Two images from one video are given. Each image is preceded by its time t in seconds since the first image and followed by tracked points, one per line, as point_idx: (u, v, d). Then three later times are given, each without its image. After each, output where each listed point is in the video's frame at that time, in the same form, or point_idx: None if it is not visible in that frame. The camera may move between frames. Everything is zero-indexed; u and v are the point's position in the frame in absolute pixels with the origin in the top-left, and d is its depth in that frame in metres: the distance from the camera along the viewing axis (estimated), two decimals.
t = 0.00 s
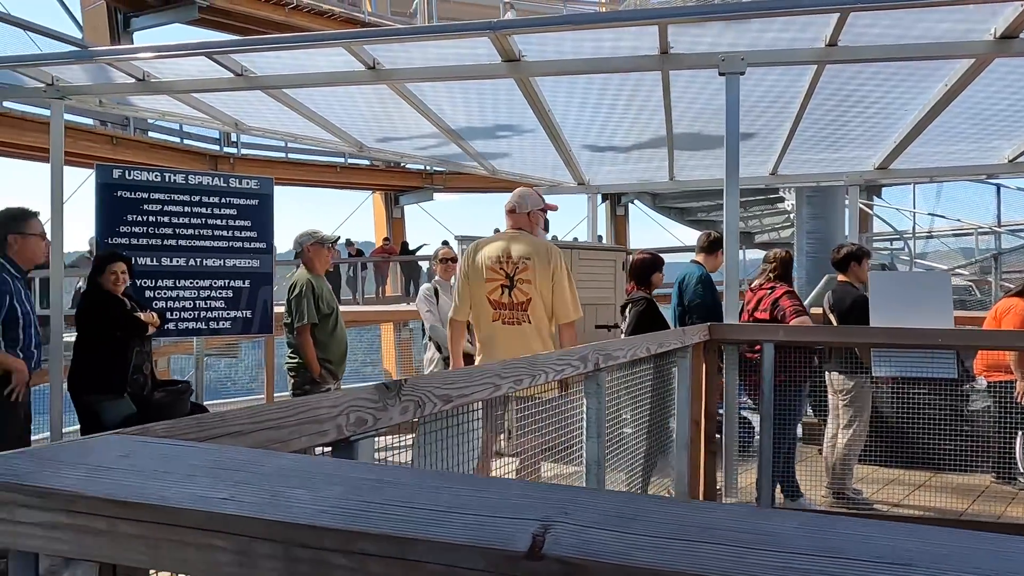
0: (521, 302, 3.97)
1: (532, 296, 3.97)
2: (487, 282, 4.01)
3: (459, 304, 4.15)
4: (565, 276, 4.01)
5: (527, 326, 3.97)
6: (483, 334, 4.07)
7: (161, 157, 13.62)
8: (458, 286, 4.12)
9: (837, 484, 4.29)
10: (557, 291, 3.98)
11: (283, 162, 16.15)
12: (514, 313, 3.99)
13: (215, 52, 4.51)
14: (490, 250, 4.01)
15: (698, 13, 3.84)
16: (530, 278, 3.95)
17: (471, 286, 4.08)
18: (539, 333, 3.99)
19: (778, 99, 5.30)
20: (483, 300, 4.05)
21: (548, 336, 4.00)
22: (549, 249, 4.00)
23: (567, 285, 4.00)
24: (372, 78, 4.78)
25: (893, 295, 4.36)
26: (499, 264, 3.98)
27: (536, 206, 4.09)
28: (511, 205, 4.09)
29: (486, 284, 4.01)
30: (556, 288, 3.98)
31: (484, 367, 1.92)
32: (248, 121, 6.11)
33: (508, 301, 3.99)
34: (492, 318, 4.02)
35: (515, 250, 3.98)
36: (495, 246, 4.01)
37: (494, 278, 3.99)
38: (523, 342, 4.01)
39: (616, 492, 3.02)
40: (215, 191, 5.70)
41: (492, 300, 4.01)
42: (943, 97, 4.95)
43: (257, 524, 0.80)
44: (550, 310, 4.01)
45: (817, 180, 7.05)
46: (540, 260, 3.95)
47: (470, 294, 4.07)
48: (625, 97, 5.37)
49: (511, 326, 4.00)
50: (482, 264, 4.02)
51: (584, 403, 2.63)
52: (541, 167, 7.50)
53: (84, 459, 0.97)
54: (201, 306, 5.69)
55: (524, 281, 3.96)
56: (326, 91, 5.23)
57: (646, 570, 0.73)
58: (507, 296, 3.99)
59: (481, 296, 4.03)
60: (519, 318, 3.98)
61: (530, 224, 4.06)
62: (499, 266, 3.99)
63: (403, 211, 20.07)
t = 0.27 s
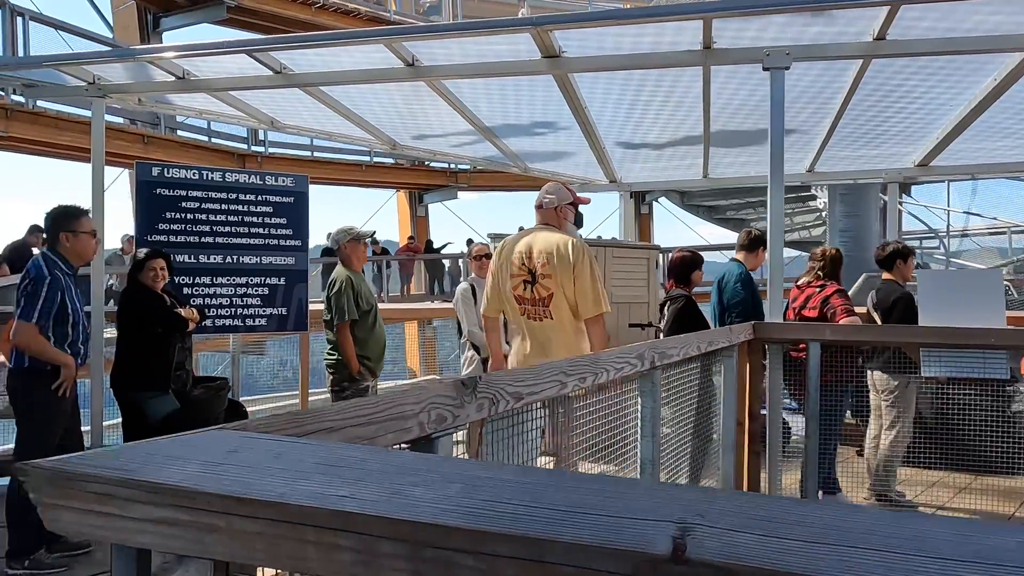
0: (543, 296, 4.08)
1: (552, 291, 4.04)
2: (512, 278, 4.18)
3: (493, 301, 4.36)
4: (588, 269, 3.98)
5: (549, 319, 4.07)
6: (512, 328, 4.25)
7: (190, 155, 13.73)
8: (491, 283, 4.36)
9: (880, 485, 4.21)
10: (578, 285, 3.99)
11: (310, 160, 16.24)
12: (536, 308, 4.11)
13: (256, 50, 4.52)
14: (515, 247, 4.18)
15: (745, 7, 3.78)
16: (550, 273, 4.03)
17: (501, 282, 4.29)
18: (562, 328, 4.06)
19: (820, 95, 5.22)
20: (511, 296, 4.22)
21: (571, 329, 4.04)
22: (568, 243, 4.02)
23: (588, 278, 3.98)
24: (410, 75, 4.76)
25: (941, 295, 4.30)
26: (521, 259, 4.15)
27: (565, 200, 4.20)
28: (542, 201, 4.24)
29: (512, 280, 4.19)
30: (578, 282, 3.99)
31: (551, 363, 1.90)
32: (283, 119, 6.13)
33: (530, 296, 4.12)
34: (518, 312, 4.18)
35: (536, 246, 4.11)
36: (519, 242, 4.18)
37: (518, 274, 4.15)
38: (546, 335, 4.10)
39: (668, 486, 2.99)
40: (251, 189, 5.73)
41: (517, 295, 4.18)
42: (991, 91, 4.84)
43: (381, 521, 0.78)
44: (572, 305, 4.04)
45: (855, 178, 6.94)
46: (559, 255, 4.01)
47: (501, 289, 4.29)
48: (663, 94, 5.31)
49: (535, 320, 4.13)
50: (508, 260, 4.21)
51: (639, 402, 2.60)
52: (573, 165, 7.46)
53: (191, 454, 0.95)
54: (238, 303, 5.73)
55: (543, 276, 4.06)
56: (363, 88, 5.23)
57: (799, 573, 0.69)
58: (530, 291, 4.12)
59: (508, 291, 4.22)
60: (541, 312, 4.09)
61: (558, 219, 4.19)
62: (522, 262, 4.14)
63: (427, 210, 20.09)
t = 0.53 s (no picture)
0: (575, 293, 4.02)
1: (582, 287, 3.98)
2: (545, 276, 4.15)
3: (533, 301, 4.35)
4: (618, 262, 3.88)
5: (582, 317, 4.01)
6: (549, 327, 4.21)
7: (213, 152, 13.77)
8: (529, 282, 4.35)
9: (930, 489, 4.01)
10: (607, 281, 3.90)
11: (331, 157, 16.24)
12: (569, 305, 4.06)
13: (295, 45, 4.48)
14: (548, 245, 4.15)
15: None
16: (579, 269, 3.97)
17: (538, 282, 4.27)
18: (596, 325, 3.99)
19: (865, 90, 5.12)
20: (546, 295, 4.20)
21: (604, 326, 3.97)
22: (595, 238, 3.94)
23: (618, 273, 3.88)
24: (450, 71, 4.71)
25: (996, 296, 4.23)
26: (553, 257, 4.11)
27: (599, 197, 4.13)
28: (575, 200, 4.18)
29: (545, 278, 4.16)
30: (607, 277, 3.90)
31: (639, 366, 1.84)
32: (316, 115, 6.08)
33: (563, 293, 4.07)
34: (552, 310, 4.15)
35: (566, 242, 4.07)
36: (552, 240, 4.15)
37: (551, 270, 4.11)
38: (580, 333, 4.04)
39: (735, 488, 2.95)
40: (286, 186, 5.68)
41: (550, 293, 4.15)
42: None
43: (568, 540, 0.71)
44: (603, 301, 3.95)
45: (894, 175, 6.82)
46: (588, 251, 3.94)
47: (537, 288, 4.27)
48: (705, 89, 5.23)
49: (568, 318, 4.08)
50: (542, 258, 4.19)
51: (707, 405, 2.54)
52: (605, 162, 7.39)
53: (335, 467, 0.90)
54: (273, 300, 5.71)
55: (573, 272, 4.00)
56: (399, 84, 5.18)
57: None
58: (562, 288, 4.08)
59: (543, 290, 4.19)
60: (574, 310, 4.04)
61: (592, 218, 4.11)
62: (554, 259, 4.11)
63: (446, 207, 20.05)
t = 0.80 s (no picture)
0: (621, 294, 3.92)
1: (628, 288, 3.87)
2: (592, 277, 4.07)
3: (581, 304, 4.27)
4: (664, 261, 3.74)
5: (628, 318, 3.89)
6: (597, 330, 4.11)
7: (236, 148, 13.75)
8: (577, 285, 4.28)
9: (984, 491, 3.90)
10: (653, 282, 3.76)
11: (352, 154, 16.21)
12: (615, 307, 3.95)
13: (344, 41, 4.42)
14: (596, 245, 4.08)
15: None
16: (624, 269, 3.87)
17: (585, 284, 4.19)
18: (642, 327, 3.85)
19: (920, 87, 5.02)
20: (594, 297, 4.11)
21: (648, 327, 3.82)
22: (640, 236, 3.83)
23: (664, 273, 3.75)
24: (498, 67, 4.64)
25: None
26: (600, 257, 4.03)
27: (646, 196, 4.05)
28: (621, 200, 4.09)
29: (592, 280, 4.08)
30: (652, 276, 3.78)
31: (755, 375, 1.77)
32: (355, 112, 6.03)
33: (610, 294, 3.97)
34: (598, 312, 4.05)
35: (613, 242, 3.99)
36: (599, 241, 4.07)
37: (598, 272, 4.03)
38: (626, 335, 3.91)
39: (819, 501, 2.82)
40: (325, 184, 5.63)
41: (597, 295, 4.05)
42: None
43: None
44: (648, 302, 3.82)
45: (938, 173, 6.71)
46: (633, 250, 3.83)
47: (585, 291, 4.19)
48: (754, 86, 5.14)
49: (614, 320, 3.97)
50: (589, 259, 4.11)
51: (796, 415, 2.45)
52: (641, 159, 7.30)
53: (547, 497, 0.83)
54: (313, 299, 5.66)
55: (619, 273, 3.90)
56: (443, 81, 5.11)
57: None
58: (608, 289, 3.98)
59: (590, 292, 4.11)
60: (620, 311, 3.93)
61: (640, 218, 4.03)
62: (601, 260, 4.02)
63: (465, 203, 19.97)
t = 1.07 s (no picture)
0: (670, 287, 3.76)
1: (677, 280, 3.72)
2: (639, 269, 3.93)
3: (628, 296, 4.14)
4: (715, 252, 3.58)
5: (678, 312, 3.74)
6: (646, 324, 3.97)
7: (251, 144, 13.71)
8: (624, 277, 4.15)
9: None
10: (704, 275, 3.61)
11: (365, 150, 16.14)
12: (664, 299, 3.80)
13: (386, 30, 4.35)
14: (642, 236, 3.92)
15: None
16: (673, 260, 3.71)
17: (632, 276, 4.05)
18: (693, 320, 3.70)
19: (966, 77, 4.94)
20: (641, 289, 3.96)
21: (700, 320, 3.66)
22: (690, 227, 3.67)
23: (715, 265, 3.58)
24: (541, 57, 4.57)
25: None
26: (646, 249, 3.88)
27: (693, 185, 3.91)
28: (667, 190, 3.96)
29: (639, 272, 3.93)
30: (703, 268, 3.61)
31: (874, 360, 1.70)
32: (387, 104, 5.97)
33: (658, 287, 3.82)
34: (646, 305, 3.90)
35: (659, 233, 3.83)
36: (645, 231, 3.92)
37: (644, 264, 3.88)
38: (677, 328, 3.76)
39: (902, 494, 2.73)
40: (359, 176, 5.57)
41: (644, 287, 3.91)
42: None
43: None
44: (699, 294, 3.66)
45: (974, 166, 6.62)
46: (682, 241, 3.67)
47: (632, 283, 4.05)
48: (796, 76, 5.06)
49: (663, 313, 3.82)
50: (635, 251, 3.96)
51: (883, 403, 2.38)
52: (671, 152, 7.22)
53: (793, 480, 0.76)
54: (346, 293, 5.60)
55: (667, 264, 3.75)
56: (482, 71, 5.04)
57: None
58: (656, 281, 3.83)
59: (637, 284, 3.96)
60: (669, 304, 3.78)
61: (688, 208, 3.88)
62: (647, 251, 3.87)
63: (477, 200, 19.89)
